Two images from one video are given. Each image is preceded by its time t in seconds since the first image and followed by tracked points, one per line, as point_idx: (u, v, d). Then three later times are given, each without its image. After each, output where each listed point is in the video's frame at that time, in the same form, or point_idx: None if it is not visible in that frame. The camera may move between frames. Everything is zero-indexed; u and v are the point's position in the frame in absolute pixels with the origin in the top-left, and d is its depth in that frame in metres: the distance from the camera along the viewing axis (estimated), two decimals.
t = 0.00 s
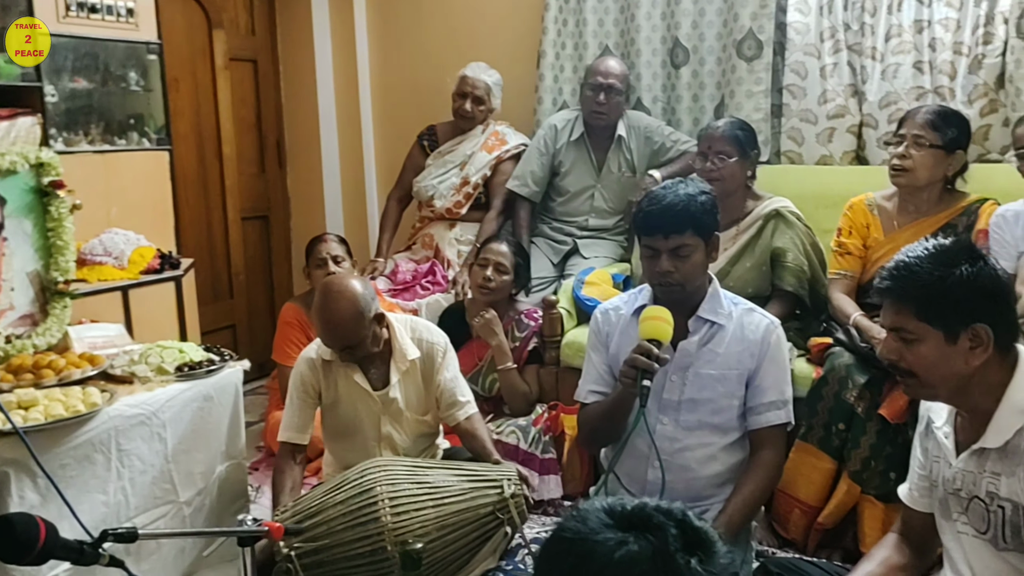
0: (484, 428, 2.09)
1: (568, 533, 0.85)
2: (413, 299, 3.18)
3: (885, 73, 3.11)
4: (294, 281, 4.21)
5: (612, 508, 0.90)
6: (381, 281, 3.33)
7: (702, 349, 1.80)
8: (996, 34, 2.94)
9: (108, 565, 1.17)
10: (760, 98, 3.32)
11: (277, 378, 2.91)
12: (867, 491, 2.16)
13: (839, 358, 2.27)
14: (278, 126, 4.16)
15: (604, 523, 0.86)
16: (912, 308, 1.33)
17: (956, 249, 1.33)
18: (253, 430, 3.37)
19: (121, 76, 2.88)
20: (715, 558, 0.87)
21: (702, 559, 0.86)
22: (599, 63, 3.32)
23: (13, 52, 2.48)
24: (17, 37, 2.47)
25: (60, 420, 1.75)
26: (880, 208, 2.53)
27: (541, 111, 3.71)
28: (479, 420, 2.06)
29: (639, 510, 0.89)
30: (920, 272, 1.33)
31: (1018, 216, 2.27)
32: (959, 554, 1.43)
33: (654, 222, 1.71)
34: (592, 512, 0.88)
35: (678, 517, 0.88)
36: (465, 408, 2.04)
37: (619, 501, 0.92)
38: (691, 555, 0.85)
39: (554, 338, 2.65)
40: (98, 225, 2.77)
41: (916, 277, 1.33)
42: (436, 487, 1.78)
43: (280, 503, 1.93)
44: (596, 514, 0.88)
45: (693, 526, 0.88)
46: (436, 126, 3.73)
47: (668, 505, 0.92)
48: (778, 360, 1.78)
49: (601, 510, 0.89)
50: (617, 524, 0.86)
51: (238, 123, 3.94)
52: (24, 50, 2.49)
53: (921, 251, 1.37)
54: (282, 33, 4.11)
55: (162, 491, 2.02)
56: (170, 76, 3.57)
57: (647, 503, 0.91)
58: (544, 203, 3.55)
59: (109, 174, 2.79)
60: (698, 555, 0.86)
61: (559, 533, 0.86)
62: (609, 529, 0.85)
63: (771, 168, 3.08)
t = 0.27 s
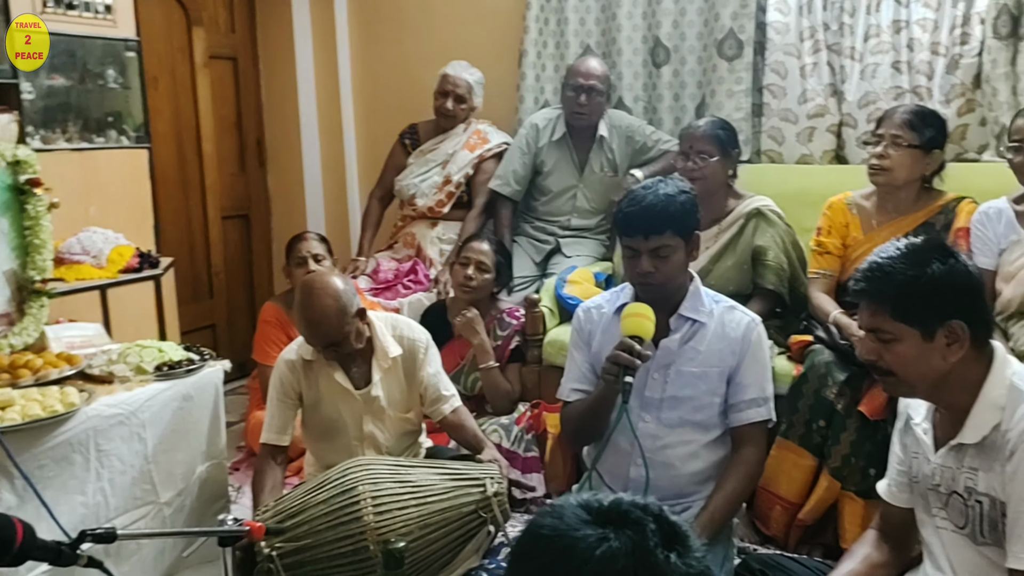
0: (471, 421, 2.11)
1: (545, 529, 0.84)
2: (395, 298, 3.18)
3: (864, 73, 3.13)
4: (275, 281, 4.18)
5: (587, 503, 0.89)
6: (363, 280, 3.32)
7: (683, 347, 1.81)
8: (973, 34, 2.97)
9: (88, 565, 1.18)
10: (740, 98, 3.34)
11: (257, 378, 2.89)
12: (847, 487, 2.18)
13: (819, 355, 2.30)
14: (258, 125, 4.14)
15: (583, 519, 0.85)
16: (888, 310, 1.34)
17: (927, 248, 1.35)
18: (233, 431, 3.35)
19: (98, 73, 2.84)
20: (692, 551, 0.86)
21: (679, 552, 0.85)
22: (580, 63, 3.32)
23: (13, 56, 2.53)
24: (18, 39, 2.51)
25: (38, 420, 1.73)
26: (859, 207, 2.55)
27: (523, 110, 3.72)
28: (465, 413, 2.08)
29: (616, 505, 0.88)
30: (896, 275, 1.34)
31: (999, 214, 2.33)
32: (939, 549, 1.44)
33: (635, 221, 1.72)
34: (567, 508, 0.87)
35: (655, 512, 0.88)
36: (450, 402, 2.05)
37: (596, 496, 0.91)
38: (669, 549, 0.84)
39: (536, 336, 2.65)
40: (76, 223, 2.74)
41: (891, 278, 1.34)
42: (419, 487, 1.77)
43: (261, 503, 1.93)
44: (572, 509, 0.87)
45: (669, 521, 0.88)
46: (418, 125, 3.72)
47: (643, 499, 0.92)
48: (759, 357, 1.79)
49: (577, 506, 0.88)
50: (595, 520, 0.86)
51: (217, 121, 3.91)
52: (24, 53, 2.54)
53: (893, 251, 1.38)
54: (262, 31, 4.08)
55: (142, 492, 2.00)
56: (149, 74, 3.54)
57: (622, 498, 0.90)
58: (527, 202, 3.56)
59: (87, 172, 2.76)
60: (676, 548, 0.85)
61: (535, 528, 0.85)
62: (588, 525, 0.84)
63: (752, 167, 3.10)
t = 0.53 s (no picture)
0: (454, 413, 2.12)
1: (503, 533, 0.83)
2: (373, 298, 3.17)
3: (838, 73, 3.16)
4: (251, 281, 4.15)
5: (546, 504, 0.88)
6: (340, 280, 3.31)
7: (662, 345, 1.82)
8: (945, 34, 3.01)
9: (61, 571, 1.13)
10: (716, 97, 3.36)
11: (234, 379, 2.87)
12: (824, 484, 2.20)
13: (796, 353, 2.31)
14: (234, 124, 4.11)
15: (541, 521, 0.84)
16: (861, 306, 1.36)
17: (896, 245, 1.38)
18: (210, 433, 3.32)
19: (71, 71, 2.81)
20: (654, 547, 0.85)
21: (641, 548, 0.85)
22: (557, 62, 3.32)
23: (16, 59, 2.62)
24: (18, 41, 2.58)
25: (10, 423, 1.70)
26: (832, 207, 2.58)
27: (501, 109, 3.72)
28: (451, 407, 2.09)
29: (574, 504, 0.88)
30: (865, 271, 1.36)
31: (989, 209, 2.39)
32: (915, 543, 1.46)
33: (612, 220, 1.73)
34: (526, 509, 0.87)
35: (614, 509, 0.87)
36: (433, 397, 2.07)
37: (553, 495, 0.91)
38: (630, 546, 0.84)
39: (515, 336, 2.65)
40: (49, 223, 2.71)
41: (863, 275, 1.36)
42: (398, 487, 1.76)
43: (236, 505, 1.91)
44: (531, 509, 0.86)
45: (629, 517, 0.88)
46: (395, 124, 3.70)
47: (603, 496, 0.91)
48: (736, 355, 1.80)
49: (535, 506, 0.87)
50: (554, 520, 0.85)
51: (192, 120, 3.88)
52: (26, 54, 2.62)
53: (863, 250, 1.40)
54: (237, 30, 4.05)
55: (117, 495, 1.98)
56: (123, 73, 3.50)
57: (582, 496, 0.90)
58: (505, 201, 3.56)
59: (60, 172, 2.73)
60: (638, 545, 0.84)
61: (495, 533, 0.84)
62: (547, 527, 0.84)
63: (726, 168, 3.13)
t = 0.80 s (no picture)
0: (428, 420, 2.08)
1: (471, 538, 0.83)
2: (351, 299, 3.15)
3: (813, 72, 3.19)
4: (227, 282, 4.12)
5: (515, 506, 0.89)
6: (317, 281, 3.29)
7: (640, 344, 1.82)
8: (917, 34, 3.04)
9: None
10: (692, 96, 3.38)
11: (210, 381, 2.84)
12: (801, 480, 2.22)
13: (772, 350, 2.33)
14: (208, 123, 4.07)
15: (511, 525, 0.84)
16: (832, 303, 1.37)
17: (863, 243, 1.39)
18: (186, 435, 3.29)
19: (42, 71, 2.75)
20: (625, 547, 0.87)
21: (611, 549, 0.86)
22: (534, 61, 3.32)
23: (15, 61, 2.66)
24: (19, 42, 2.63)
25: None
26: (805, 206, 2.60)
27: (478, 109, 3.71)
28: (421, 412, 2.05)
29: (543, 506, 0.88)
30: (835, 269, 1.37)
31: (983, 204, 2.44)
32: (890, 537, 1.47)
33: (588, 219, 1.73)
34: (494, 513, 0.87)
35: (583, 510, 0.88)
36: (406, 401, 2.03)
37: (521, 497, 0.92)
38: (601, 546, 0.85)
39: (493, 335, 2.67)
40: (19, 224, 2.67)
41: (833, 272, 1.37)
42: (376, 488, 1.75)
43: (214, 508, 1.89)
44: (499, 514, 0.86)
45: (599, 516, 0.89)
46: (372, 124, 3.69)
47: (571, 496, 0.92)
48: (714, 353, 1.81)
49: (503, 509, 0.88)
50: (523, 525, 0.85)
51: (166, 120, 3.83)
52: (26, 55, 2.67)
53: (832, 249, 1.42)
54: (211, 28, 4.01)
55: (91, 499, 1.95)
56: (95, 72, 3.45)
57: (550, 496, 0.91)
58: (483, 200, 3.55)
59: (31, 172, 2.69)
60: (607, 546, 0.86)
61: (462, 538, 0.84)
62: (517, 531, 0.84)
63: (702, 168, 3.15)
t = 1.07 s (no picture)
0: (418, 404, 2.13)
1: (448, 548, 0.82)
2: (330, 300, 3.13)
3: (789, 72, 3.21)
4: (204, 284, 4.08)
5: (493, 514, 0.88)
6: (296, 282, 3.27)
7: (621, 343, 1.83)
8: (891, 33, 3.07)
9: None
10: (669, 96, 3.39)
11: (187, 385, 2.81)
12: (781, 476, 2.23)
13: (751, 348, 2.34)
14: (183, 125, 4.03)
15: (489, 534, 0.84)
16: (809, 301, 1.38)
17: (838, 241, 1.40)
18: (164, 440, 3.26)
19: (14, 73, 2.72)
20: (606, 552, 0.87)
21: (592, 555, 0.86)
22: (512, 61, 3.32)
23: (17, 64, 2.72)
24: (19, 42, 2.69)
25: None
26: (783, 205, 2.62)
27: (457, 109, 3.70)
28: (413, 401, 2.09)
29: (522, 513, 0.88)
30: (812, 268, 1.38)
31: (972, 201, 2.46)
32: (869, 532, 1.48)
33: (568, 219, 1.73)
34: (472, 521, 0.86)
35: (563, 516, 0.88)
36: (397, 395, 2.06)
37: (499, 503, 0.91)
38: (581, 553, 0.84)
39: (474, 336, 2.65)
40: None
41: (810, 270, 1.38)
42: (357, 491, 1.74)
43: (192, 513, 1.87)
44: (477, 522, 0.86)
45: (577, 523, 0.88)
46: (349, 124, 3.67)
47: (550, 501, 0.92)
48: (694, 352, 1.82)
49: (481, 517, 0.87)
50: (500, 534, 0.85)
51: (141, 121, 3.79)
52: (25, 54, 2.73)
53: (809, 248, 1.42)
54: (186, 29, 3.98)
55: (65, 506, 1.92)
56: (68, 74, 3.41)
57: (529, 502, 0.90)
58: (462, 200, 3.54)
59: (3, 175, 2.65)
60: (588, 552, 0.85)
61: (439, 547, 0.83)
62: (495, 540, 0.83)
63: (681, 167, 3.16)
